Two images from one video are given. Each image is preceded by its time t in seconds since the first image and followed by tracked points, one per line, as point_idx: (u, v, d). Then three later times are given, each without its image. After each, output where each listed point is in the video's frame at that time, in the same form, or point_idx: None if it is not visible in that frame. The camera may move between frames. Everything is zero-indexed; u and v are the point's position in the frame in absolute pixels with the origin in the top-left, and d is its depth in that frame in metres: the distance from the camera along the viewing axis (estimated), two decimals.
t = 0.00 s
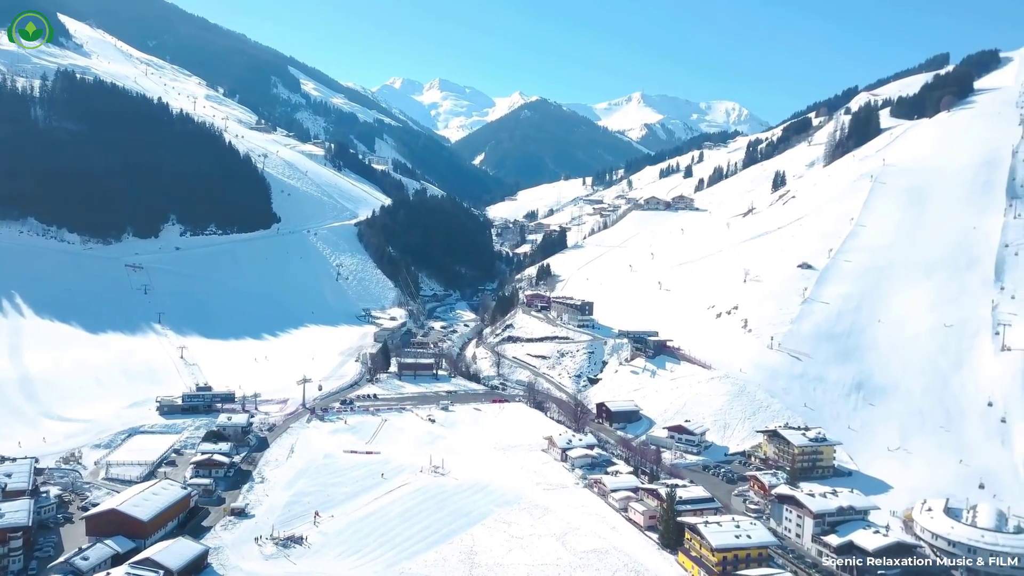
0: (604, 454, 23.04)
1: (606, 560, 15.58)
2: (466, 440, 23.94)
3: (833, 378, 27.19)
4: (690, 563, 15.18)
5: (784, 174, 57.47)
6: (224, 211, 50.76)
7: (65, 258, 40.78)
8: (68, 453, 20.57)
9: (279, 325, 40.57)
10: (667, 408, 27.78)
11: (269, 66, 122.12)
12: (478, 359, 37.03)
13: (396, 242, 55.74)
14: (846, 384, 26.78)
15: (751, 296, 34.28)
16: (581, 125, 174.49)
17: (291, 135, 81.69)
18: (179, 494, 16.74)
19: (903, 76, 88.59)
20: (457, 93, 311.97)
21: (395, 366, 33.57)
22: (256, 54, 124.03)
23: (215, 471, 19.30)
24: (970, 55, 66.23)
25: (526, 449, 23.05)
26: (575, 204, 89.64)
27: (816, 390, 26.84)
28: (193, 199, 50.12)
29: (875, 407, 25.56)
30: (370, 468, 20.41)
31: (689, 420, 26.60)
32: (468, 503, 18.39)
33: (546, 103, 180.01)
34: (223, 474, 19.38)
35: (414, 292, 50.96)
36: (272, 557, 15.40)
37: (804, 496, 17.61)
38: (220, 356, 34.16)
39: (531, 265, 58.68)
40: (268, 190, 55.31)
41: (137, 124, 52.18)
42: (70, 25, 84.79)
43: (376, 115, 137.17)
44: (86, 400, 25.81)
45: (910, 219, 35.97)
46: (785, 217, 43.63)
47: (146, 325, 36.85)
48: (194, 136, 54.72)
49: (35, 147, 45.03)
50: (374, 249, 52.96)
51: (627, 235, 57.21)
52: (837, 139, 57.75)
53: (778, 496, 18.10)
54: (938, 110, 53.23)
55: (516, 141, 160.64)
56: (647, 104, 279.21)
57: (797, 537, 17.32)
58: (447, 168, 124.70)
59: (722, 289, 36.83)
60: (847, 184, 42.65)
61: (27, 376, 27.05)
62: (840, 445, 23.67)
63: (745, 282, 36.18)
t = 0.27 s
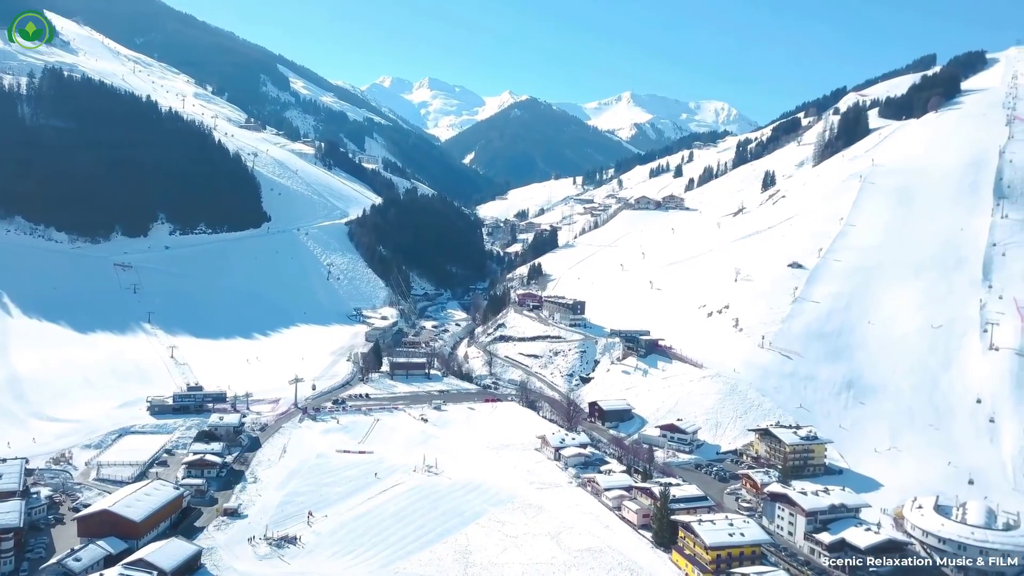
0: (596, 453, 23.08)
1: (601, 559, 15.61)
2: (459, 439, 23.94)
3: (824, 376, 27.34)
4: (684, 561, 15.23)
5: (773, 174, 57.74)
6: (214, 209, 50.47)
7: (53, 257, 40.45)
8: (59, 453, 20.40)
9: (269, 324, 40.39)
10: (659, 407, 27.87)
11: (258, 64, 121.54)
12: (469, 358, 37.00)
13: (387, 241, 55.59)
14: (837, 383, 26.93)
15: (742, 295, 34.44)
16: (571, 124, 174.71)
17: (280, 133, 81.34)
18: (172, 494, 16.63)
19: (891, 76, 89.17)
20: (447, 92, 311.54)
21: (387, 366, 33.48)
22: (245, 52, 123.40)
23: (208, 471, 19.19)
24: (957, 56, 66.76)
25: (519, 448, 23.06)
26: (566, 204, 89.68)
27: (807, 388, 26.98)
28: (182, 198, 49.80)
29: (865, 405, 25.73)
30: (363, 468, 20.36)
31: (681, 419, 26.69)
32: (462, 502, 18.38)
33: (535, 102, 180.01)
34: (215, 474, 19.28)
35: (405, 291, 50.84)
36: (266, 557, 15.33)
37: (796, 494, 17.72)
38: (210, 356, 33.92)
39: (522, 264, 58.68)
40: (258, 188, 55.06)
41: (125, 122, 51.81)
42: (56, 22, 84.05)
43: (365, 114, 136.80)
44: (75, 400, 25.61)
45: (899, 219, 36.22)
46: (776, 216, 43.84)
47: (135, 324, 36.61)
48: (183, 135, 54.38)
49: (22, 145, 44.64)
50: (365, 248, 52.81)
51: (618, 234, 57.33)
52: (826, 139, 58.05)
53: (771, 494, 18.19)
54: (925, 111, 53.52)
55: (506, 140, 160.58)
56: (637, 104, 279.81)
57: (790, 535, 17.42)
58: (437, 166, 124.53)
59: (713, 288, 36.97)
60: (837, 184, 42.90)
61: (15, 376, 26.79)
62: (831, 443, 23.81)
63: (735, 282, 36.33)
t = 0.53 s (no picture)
0: (589, 452, 23.11)
1: (595, 558, 15.64)
2: (452, 438, 23.92)
3: (814, 375, 27.50)
4: (678, 559, 15.28)
5: (763, 174, 58.00)
6: (203, 208, 50.18)
7: (41, 256, 40.09)
8: (48, 454, 20.21)
9: (260, 323, 40.23)
10: (651, 406, 27.94)
11: (247, 62, 120.88)
12: (461, 358, 36.97)
13: (377, 240, 55.45)
14: (827, 381, 27.09)
15: (732, 295, 34.59)
16: (561, 124, 174.90)
17: (270, 132, 80.95)
18: (164, 495, 16.52)
19: (878, 77, 89.75)
20: (437, 91, 310.83)
21: (379, 365, 33.39)
22: (233, 50, 122.72)
23: (200, 471, 19.07)
24: (944, 57, 67.26)
25: (512, 448, 23.05)
26: (556, 203, 89.70)
27: (798, 387, 27.13)
28: (171, 197, 49.49)
29: (855, 404, 25.91)
30: (357, 468, 20.30)
31: (673, 418, 26.78)
32: (455, 502, 18.36)
33: (525, 101, 179.95)
34: (208, 475, 19.17)
35: (396, 290, 50.73)
36: (260, 557, 15.26)
37: (788, 492, 17.82)
38: (200, 356, 33.68)
39: (513, 264, 58.66)
40: (248, 188, 54.79)
41: (114, 120, 51.42)
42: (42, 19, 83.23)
43: (355, 113, 136.39)
44: (64, 400, 25.38)
45: (888, 218, 36.48)
46: (766, 216, 44.03)
47: (124, 324, 36.35)
48: (172, 133, 54.03)
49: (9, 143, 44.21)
50: (356, 247, 52.66)
51: (609, 233, 57.44)
52: (815, 139, 58.34)
53: (763, 492, 18.28)
54: (913, 111, 53.86)
55: (496, 140, 160.43)
56: (627, 104, 280.40)
57: (782, 533, 17.53)
58: (427, 166, 124.29)
59: (703, 288, 37.11)
60: (826, 184, 43.15)
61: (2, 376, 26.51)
62: (822, 442, 23.95)
63: (726, 281, 36.48)
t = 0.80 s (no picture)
0: (581, 451, 23.15)
1: (589, 556, 15.68)
2: (444, 438, 23.89)
3: (803, 374, 27.68)
4: (671, 557, 15.35)
5: (751, 174, 58.35)
6: (190, 207, 49.82)
7: (26, 255, 39.66)
8: (37, 455, 20.03)
9: (248, 323, 40.03)
10: (641, 405, 28.04)
11: (234, 60, 120.11)
12: (452, 357, 36.93)
13: (366, 239, 55.27)
14: (816, 380, 27.27)
15: (722, 294, 34.75)
16: (549, 123, 175.18)
17: (257, 130, 80.49)
18: (154, 496, 16.39)
19: (864, 78, 90.43)
20: (424, 90, 310.25)
21: (369, 365, 33.27)
22: (219, 48, 121.99)
23: (190, 472, 18.94)
24: (929, 58, 67.86)
25: (504, 447, 23.05)
26: (545, 203, 89.79)
27: (787, 385, 27.31)
28: (158, 196, 49.09)
29: (844, 402, 26.10)
30: (349, 467, 20.23)
31: (664, 417, 26.87)
32: (448, 501, 18.34)
33: (513, 100, 179.95)
34: (199, 475, 19.03)
35: (385, 289, 50.59)
36: (252, 558, 15.19)
37: (779, 490, 17.95)
38: (190, 356, 33.42)
39: (503, 263, 58.64)
40: (236, 186, 54.44)
41: (99, 118, 50.89)
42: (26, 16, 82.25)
43: (343, 111, 135.98)
44: (50, 401, 25.12)
45: (875, 218, 36.79)
46: (754, 215, 44.27)
47: (111, 323, 36.03)
48: (159, 130, 53.56)
49: None
50: (345, 246, 52.48)
51: (598, 233, 57.58)
52: (803, 139, 58.68)
53: (754, 490, 18.39)
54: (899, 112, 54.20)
55: (484, 139, 160.36)
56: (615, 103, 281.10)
57: (773, 530, 17.66)
58: (416, 165, 124.06)
59: (693, 287, 37.27)
60: (814, 184, 43.44)
61: None
62: (812, 440, 24.10)
63: (716, 280, 36.65)
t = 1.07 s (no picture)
0: (574, 449, 23.19)
1: (583, 555, 15.71)
2: (437, 437, 23.87)
3: (794, 372, 27.84)
4: (665, 556, 15.38)
5: (740, 173, 58.63)
6: (180, 206, 49.50)
7: (13, 255, 39.26)
8: (26, 455, 19.83)
9: (239, 322, 39.85)
10: (633, 404, 28.12)
11: (222, 58, 119.51)
12: (444, 356, 36.88)
13: (356, 238, 55.11)
14: (807, 378, 27.43)
15: (713, 293, 34.89)
16: (539, 122, 175.43)
17: (246, 129, 80.09)
18: (146, 497, 16.28)
19: (852, 78, 91.09)
20: (414, 89, 309.85)
21: (361, 364, 33.18)
22: (207, 46, 121.30)
23: (182, 472, 18.80)
24: (916, 60, 68.36)
25: (497, 446, 23.05)
26: (535, 202, 89.89)
27: (778, 384, 27.45)
28: (147, 195, 48.74)
29: (834, 400, 26.26)
30: (342, 467, 20.18)
31: (656, 415, 26.95)
32: (442, 500, 18.32)
33: (503, 100, 179.91)
34: (190, 475, 18.91)
35: (376, 288, 50.46)
36: (246, 558, 15.12)
37: (772, 488, 18.05)
38: (180, 357, 33.18)
39: (494, 262, 58.63)
40: (225, 185, 54.15)
41: (87, 116, 50.46)
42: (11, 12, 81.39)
43: (332, 110, 135.49)
44: (38, 401, 24.88)
45: (864, 218, 37.04)
46: (744, 215, 44.48)
47: (100, 323, 35.74)
48: (148, 129, 53.18)
49: None
50: (336, 245, 52.32)
51: (589, 232, 57.70)
52: (792, 139, 59.03)
53: (747, 488, 18.50)
54: (887, 112, 54.67)
55: (474, 138, 160.27)
56: (605, 103, 281.75)
57: (766, 528, 17.75)
58: (406, 164, 123.85)
59: (684, 286, 37.40)
60: (803, 183, 43.69)
61: None
62: (803, 438, 24.24)
63: (707, 279, 36.80)
